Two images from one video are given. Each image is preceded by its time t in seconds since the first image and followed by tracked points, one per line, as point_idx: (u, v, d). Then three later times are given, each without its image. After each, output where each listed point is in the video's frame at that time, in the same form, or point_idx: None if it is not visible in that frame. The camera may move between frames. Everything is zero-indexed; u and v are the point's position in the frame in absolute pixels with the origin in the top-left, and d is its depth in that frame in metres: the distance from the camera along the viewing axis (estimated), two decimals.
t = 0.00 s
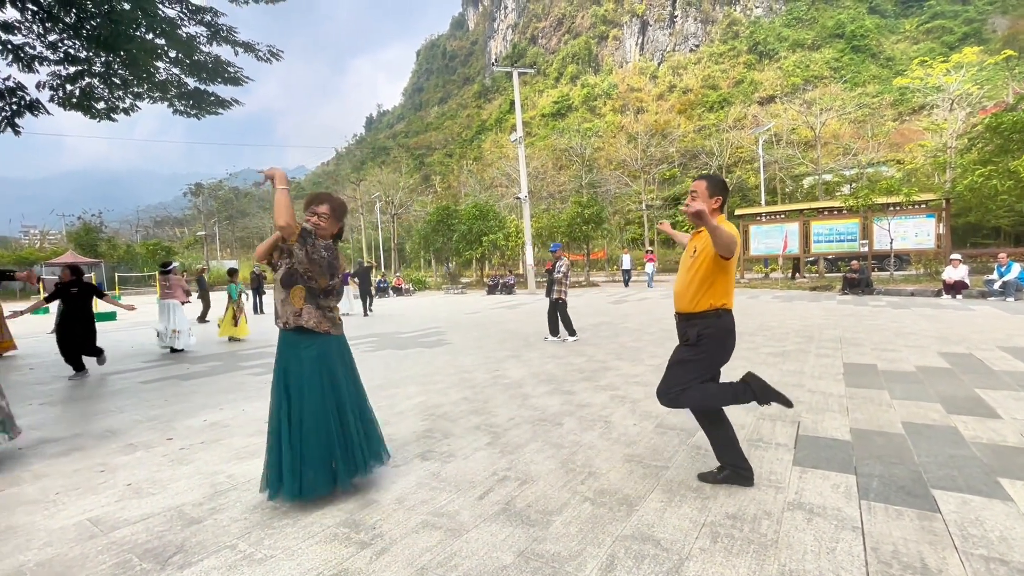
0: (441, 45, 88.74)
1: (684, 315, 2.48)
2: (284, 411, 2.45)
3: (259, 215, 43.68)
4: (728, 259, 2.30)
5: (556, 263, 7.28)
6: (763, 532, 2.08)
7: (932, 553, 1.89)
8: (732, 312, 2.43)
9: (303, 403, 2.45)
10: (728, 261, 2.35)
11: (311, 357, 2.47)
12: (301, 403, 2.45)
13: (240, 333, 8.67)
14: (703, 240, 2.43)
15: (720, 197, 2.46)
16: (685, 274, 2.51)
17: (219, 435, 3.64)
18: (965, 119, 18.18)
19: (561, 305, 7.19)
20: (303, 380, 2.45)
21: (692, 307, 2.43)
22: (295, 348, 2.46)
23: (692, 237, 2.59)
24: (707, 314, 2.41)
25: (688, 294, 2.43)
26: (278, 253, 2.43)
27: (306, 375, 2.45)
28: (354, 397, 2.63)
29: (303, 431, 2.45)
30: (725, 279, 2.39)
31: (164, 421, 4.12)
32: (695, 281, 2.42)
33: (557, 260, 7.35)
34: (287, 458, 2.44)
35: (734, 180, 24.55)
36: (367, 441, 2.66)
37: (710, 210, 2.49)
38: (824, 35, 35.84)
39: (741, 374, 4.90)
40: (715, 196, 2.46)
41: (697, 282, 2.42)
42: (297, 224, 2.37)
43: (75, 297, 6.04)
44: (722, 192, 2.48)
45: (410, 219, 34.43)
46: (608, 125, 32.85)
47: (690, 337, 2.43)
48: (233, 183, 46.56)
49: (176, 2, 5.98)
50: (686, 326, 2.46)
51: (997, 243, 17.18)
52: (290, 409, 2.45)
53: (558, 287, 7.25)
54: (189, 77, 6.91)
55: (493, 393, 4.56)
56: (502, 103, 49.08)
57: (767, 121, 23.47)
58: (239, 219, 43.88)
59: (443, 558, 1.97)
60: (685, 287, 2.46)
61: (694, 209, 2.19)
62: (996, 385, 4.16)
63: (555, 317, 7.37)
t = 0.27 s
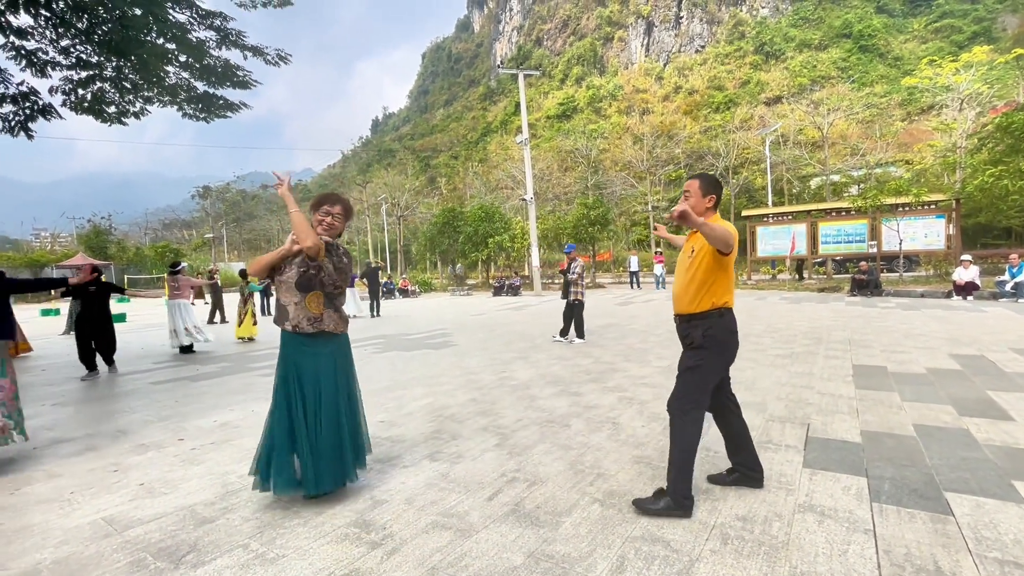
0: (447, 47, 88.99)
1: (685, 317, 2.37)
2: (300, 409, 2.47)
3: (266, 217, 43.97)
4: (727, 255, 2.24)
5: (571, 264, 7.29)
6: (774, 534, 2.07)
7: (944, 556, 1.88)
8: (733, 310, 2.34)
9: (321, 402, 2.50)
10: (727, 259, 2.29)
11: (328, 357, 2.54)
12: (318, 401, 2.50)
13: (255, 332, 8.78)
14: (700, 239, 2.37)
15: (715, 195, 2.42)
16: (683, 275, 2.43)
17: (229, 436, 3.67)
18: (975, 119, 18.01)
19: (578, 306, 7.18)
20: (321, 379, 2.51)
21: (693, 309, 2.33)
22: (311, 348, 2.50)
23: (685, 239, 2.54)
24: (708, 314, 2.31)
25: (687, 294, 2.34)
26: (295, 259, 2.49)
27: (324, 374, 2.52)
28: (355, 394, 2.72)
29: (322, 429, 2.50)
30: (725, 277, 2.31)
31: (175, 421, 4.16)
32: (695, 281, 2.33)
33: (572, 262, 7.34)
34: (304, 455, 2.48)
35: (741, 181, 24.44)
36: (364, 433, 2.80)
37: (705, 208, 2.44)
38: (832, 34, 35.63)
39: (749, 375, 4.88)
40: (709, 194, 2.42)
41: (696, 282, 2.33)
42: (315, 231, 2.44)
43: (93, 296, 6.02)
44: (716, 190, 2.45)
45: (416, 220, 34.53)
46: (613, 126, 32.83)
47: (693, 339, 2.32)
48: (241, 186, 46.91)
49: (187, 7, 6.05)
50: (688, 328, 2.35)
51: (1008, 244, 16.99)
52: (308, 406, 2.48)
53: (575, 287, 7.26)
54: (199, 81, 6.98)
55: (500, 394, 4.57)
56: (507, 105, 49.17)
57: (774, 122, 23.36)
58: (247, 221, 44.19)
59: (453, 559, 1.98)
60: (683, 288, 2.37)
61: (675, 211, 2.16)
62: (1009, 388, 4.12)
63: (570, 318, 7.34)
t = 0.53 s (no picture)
0: (454, 49, 89.28)
1: (667, 317, 2.34)
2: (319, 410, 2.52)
3: (275, 219, 44.29)
4: (710, 252, 2.22)
5: (587, 265, 7.26)
6: (789, 536, 2.06)
7: (962, 559, 1.86)
8: (713, 311, 2.30)
9: (340, 400, 2.57)
10: (710, 256, 2.25)
11: (342, 356, 2.60)
12: (332, 398, 2.56)
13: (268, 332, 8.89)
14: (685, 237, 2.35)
15: (704, 193, 2.39)
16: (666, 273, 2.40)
17: (242, 436, 3.70)
18: (987, 118, 17.78)
19: (593, 306, 7.13)
20: (335, 377, 2.56)
21: (674, 308, 2.30)
22: (325, 346, 2.53)
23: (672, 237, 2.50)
24: (687, 315, 2.28)
25: (669, 293, 2.32)
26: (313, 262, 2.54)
27: (340, 373, 2.58)
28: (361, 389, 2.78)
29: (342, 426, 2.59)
30: (707, 275, 2.27)
31: (188, 421, 4.20)
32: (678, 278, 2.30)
33: (588, 262, 7.32)
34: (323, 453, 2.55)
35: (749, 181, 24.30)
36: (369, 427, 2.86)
37: (693, 207, 2.41)
38: (841, 34, 35.36)
39: (760, 377, 4.85)
40: (698, 193, 2.39)
41: (680, 280, 2.30)
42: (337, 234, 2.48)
43: (114, 294, 6.18)
44: (705, 189, 2.42)
45: (423, 222, 34.64)
46: (620, 127, 32.77)
47: (671, 341, 2.29)
48: (250, 188, 47.29)
49: (199, 12, 6.12)
50: (667, 330, 2.33)
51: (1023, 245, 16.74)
52: (329, 406, 2.54)
53: (590, 288, 7.22)
54: (210, 85, 7.05)
55: (510, 395, 4.57)
56: (514, 106, 49.25)
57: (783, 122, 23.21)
58: (256, 223, 44.54)
59: (467, 559, 1.99)
60: (666, 287, 2.35)
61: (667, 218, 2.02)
62: None
63: (588, 318, 7.33)
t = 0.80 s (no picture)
0: (461, 50, 89.50)
1: (661, 323, 2.33)
2: (335, 411, 2.56)
3: (284, 220, 44.62)
4: (707, 258, 2.20)
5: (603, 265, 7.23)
6: (803, 538, 2.05)
7: (980, 562, 1.84)
8: (708, 318, 2.28)
9: (354, 401, 2.63)
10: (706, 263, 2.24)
11: (354, 356, 2.64)
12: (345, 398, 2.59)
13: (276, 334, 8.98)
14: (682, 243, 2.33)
15: (703, 197, 2.36)
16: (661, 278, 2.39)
17: (254, 434, 3.73)
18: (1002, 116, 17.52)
19: (610, 306, 7.14)
20: (349, 378, 2.61)
21: (670, 314, 2.28)
22: (337, 348, 2.57)
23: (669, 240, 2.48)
24: (682, 322, 2.26)
25: (665, 298, 2.30)
26: (329, 268, 2.55)
27: (354, 374, 2.63)
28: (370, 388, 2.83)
29: (356, 425, 2.64)
30: (703, 281, 2.27)
31: (202, 419, 4.24)
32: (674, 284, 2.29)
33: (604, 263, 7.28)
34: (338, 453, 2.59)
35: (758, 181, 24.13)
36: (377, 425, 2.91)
37: (690, 210, 2.38)
38: (851, 32, 35.03)
39: (772, 378, 4.81)
40: (696, 196, 2.36)
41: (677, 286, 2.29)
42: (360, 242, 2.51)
43: (131, 295, 6.39)
44: (703, 191, 2.38)
45: (430, 223, 34.74)
46: (628, 127, 32.68)
47: (665, 347, 2.28)
48: (260, 189, 47.68)
49: (211, 15, 6.19)
50: (662, 336, 2.31)
51: None
52: (343, 407, 2.58)
53: (606, 288, 7.21)
54: (221, 87, 7.12)
55: (519, 396, 4.58)
56: (521, 107, 49.29)
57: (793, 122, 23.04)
58: (265, 224, 44.89)
59: (480, 558, 1.99)
60: (662, 292, 2.33)
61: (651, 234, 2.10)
62: None
63: (604, 319, 7.32)
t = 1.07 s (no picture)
0: (468, 51, 89.64)
1: (660, 318, 2.33)
2: (346, 410, 2.59)
3: (292, 221, 44.92)
4: (705, 252, 2.19)
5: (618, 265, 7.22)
6: (815, 539, 2.03)
7: (995, 565, 1.82)
8: (708, 315, 2.27)
9: (363, 399, 2.66)
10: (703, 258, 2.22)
11: (361, 354, 2.67)
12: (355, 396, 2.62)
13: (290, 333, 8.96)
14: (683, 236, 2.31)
15: (703, 190, 2.35)
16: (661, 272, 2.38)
17: (264, 433, 3.77)
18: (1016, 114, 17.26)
19: (626, 306, 7.17)
20: (359, 375, 2.64)
21: (669, 310, 2.28)
22: (346, 347, 2.60)
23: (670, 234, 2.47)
24: (681, 317, 2.26)
25: (664, 294, 2.30)
26: (342, 268, 2.58)
27: (362, 372, 2.66)
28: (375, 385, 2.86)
29: (366, 422, 2.67)
30: (700, 276, 2.25)
31: (213, 417, 4.29)
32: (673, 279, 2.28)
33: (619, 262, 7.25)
34: (351, 452, 2.61)
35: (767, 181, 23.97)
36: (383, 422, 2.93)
37: (691, 203, 2.37)
38: (861, 30, 34.70)
39: (781, 378, 4.78)
40: (696, 189, 2.35)
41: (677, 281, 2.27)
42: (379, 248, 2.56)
43: (143, 291, 6.48)
44: (704, 184, 2.38)
45: (437, 223, 34.85)
46: (635, 127, 32.59)
47: (665, 344, 2.30)
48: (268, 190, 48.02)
49: (222, 17, 6.24)
50: (661, 331, 2.32)
51: None
52: (354, 406, 2.61)
53: (622, 287, 7.22)
54: (231, 88, 7.17)
55: (527, 395, 4.58)
56: (528, 108, 49.30)
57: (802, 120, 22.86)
58: (273, 224, 45.22)
59: (491, 556, 2.00)
60: (661, 287, 2.33)
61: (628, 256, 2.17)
62: None
63: (620, 318, 7.33)
